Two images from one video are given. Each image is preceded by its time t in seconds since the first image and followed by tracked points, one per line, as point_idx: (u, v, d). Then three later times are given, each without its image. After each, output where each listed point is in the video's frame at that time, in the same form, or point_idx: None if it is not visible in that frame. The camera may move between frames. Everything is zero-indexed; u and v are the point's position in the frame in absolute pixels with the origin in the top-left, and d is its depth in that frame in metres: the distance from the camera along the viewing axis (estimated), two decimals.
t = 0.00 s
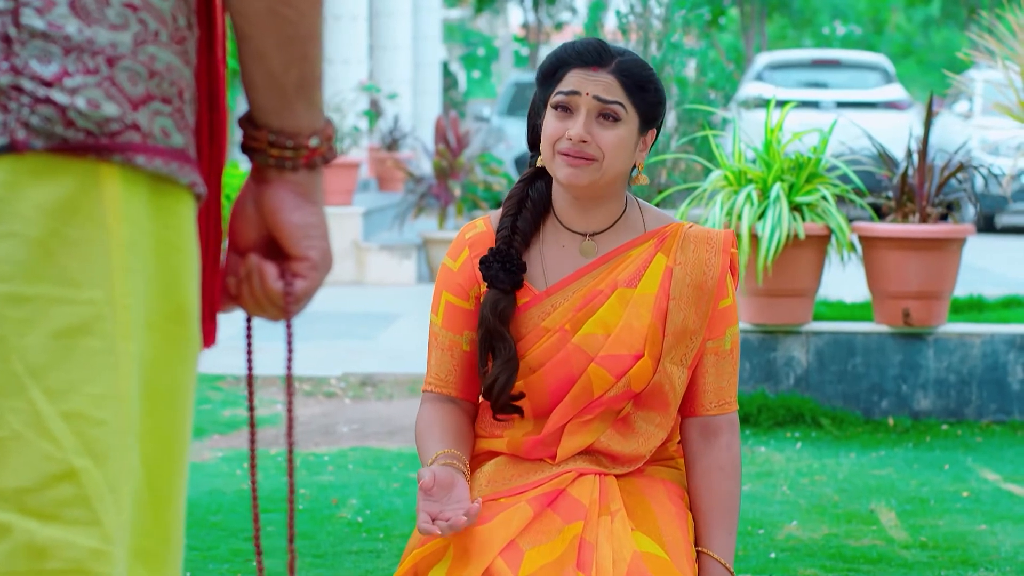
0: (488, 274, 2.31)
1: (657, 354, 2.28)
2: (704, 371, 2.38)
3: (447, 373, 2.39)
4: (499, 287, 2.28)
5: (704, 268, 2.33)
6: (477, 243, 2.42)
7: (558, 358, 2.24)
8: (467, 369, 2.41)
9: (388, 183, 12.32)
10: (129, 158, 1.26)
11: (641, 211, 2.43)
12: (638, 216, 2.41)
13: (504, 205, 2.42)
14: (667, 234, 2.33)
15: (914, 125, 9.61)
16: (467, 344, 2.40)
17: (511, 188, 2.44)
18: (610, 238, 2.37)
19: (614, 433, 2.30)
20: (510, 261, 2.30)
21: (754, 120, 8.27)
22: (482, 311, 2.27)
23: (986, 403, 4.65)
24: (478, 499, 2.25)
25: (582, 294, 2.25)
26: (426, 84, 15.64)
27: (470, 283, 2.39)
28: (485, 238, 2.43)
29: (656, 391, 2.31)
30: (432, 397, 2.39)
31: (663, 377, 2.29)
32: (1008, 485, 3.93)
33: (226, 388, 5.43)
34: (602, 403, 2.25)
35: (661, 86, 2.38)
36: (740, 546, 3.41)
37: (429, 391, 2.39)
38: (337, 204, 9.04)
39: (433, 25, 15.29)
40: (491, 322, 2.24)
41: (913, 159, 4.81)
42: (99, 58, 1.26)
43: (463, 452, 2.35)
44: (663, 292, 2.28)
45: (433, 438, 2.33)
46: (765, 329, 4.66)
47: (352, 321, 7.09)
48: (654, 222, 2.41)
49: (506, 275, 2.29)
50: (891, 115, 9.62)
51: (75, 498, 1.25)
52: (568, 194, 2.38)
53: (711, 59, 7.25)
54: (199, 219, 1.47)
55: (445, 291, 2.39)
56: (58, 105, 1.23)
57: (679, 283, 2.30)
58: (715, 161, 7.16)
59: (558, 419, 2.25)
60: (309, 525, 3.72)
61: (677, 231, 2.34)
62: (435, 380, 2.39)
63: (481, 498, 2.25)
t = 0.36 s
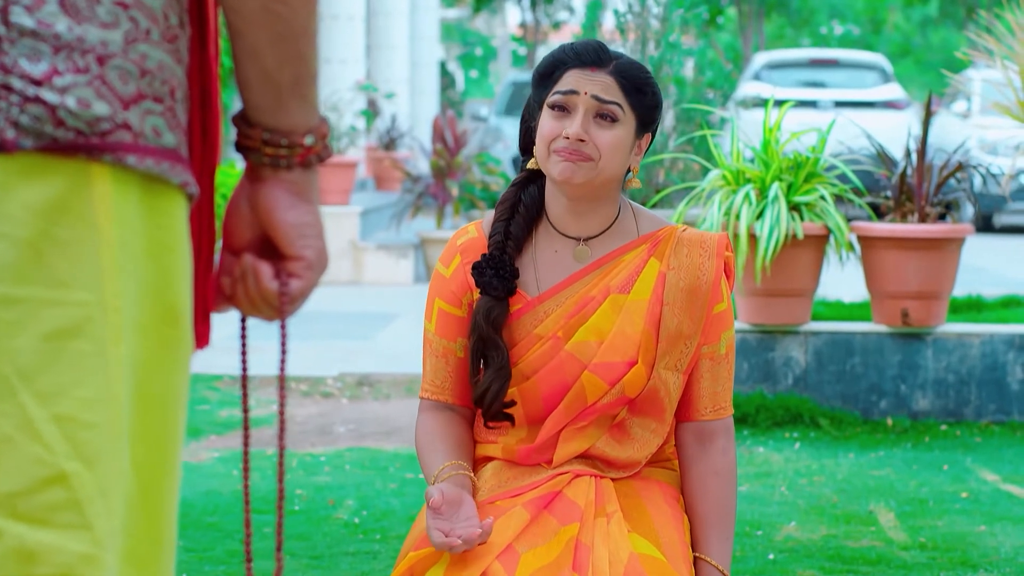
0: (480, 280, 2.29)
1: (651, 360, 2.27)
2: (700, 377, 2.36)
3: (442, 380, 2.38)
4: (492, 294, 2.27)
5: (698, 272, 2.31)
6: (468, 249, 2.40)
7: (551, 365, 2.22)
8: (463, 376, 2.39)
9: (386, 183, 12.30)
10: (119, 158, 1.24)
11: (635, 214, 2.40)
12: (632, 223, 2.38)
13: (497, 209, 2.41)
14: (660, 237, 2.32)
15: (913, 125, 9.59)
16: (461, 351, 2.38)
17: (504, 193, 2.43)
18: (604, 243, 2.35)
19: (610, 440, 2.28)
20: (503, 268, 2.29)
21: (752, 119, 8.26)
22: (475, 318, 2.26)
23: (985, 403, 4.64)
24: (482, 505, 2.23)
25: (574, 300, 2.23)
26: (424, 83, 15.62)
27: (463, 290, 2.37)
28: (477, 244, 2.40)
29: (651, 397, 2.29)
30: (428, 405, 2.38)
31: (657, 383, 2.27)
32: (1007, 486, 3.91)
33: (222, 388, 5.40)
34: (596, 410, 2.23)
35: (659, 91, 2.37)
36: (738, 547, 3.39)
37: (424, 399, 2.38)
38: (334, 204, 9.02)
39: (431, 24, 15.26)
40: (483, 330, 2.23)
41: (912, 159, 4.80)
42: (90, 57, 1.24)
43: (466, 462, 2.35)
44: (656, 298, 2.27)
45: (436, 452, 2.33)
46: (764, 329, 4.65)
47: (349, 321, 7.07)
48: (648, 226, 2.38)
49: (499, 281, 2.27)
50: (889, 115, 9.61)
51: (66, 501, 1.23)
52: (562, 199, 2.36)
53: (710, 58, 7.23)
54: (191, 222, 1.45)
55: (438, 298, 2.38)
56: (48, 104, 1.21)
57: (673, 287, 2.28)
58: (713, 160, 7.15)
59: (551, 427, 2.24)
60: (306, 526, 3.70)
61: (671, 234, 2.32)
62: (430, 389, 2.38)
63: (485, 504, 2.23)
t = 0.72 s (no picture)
0: (474, 293, 2.28)
1: (649, 374, 2.26)
2: (698, 386, 2.35)
3: (436, 392, 2.37)
4: (485, 307, 2.25)
5: (694, 282, 2.29)
6: (463, 261, 2.39)
7: (549, 382, 2.21)
8: (457, 389, 2.38)
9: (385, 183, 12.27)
10: (112, 158, 1.23)
11: (630, 222, 2.37)
12: (627, 230, 2.36)
13: (491, 217, 2.40)
14: (656, 248, 2.30)
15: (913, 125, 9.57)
16: (456, 363, 2.37)
17: (498, 201, 2.42)
18: (600, 252, 2.33)
19: (610, 445, 2.27)
20: (496, 280, 2.28)
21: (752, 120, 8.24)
22: (469, 332, 2.25)
23: (986, 404, 4.62)
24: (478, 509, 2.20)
25: (571, 314, 2.21)
26: (424, 83, 15.60)
27: (457, 302, 2.36)
28: (472, 256, 2.39)
29: (651, 407, 2.28)
30: (423, 417, 2.37)
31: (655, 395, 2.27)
32: (1008, 487, 3.90)
33: (221, 389, 5.38)
34: (595, 422, 2.23)
35: (653, 95, 2.35)
36: (738, 549, 3.38)
37: (419, 411, 2.37)
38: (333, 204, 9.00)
39: (431, 25, 15.23)
40: (478, 343, 2.23)
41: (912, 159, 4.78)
42: (82, 56, 1.22)
43: (461, 469, 2.34)
44: (653, 311, 2.25)
45: (429, 460, 2.31)
46: (764, 330, 4.64)
47: (349, 321, 7.05)
48: (643, 235, 2.35)
49: (492, 294, 2.26)
50: (889, 115, 9.60)
51: (58, 506, 1.21)
52: (556, 207, 2.34)
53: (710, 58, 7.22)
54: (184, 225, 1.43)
55: (432, 310, 2.37)
56: (40, 103, 1.19)
57: (669, 299, 2.27)
58: (713, 160, 7.14)
59: (553, 441, 2.24)
60: (305, 527, 3.68)
61: (667, 244, 2.30)
62: (424, 400, 2.37)
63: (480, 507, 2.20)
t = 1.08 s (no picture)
0: (474, 295, 2.26)
1: (650, 375, 2.24)
2: (697, 387, 2.34)
3: (437, 396, 2.35)
4: (486, 311, 2.23)
5: (693, 282, 2.28)
6: (463, 263, 2.37)
7: (549, 382, 2.20)
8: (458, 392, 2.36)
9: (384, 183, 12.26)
10: (106, 158, 1.21)
11: (630, 224, 2.37)
12: (627, 230, 2.35)
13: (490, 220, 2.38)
14: (656, 249, 2.28)
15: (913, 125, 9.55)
16: (457, 365, 2.35)
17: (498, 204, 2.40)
18: (601, 255, 2.32)
19: (610, 444, 2.26)
20: (496, 283, 2.26)
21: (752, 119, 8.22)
22: (469, 336, 2.23)
23: (986, 404, 4.61)
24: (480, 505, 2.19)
25: (571, 315, 2.20)
26: (423, 83, 15.60)
27: (458, 305, 2.34)
28: (472, 258, 2.38)
29: (652, 408, 2.27)
30: (423, 421, 2.35)
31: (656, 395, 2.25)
32: (1010, 488, 3.88)
33: (220, 390, 5.37)
34: (595, 421, 2.22)
35: (657, 104, 2.34)
36: (739, 550, 3.36)
37: (418, 415, 2.35)
38: (332, 205, 8.98)
39: (430, 25, 15.21)
40: (478, 348, 2.21)
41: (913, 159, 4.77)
42: (75, 55, 1.21)
43: (460, 472, 2.33)
44: (653, 311, 2.23)
45: (428, 464, 2.30)
46: (764, 331, 4.62)
47: (348, 322, 7.04)
48: (643, 236, 2.35)
49: (493, 298, 2.24)
50: (889, 115, 9.58)
51: (51, 511, 1.20)
52: (557, 209, 2.33)
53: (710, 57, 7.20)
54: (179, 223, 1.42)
55: (433, 313, 2.35)
56: (33, 103, 1.18)
57: (668, 300, 2.25)
58: (713, 160, 7.12)
59: (555, 440, 2.22)
60: (304, 529, 3.67)
61: (666, 245, 2.28)
62: (424, 404, 2.35)
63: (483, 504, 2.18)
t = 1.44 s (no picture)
0: (478, 291, 2.25)
1: (653, 372, 2.23)
2: (700, 387, 2.32)
3: (440, 395, 2.33)
4: (489, 305, 2.22)
5: (697, 281, 2.26)
6: (467, 261, 2.36)
7: (550, 379, 2.18)
8: (461, 391, 2.35)
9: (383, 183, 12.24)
10: (99, 159, 1.20)
11: (634, 223, 2.36)
12: (632, 229, 2.35)
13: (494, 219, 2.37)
14: (660, 248, 2.26)
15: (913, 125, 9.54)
16: (461, 363, 2.34)
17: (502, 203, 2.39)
18: (604, 253, 2.31)
19: (612, 441, 2.25)
20: (500, 278, 2.24)
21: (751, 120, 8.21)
22: (472, 330, 2.21)
23: (988, 405, 4.59)
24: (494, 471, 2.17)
25: (573, 313, 2.18)
26: (422, 83, 15.59)
27: (462, 302, 2.33)
28: (475, 256, 2.36)
29: (654, 407, 2.26)
30: (426, 420, 2.34)
31: (660, 394, 2.24)
32: (1011, 490, 3.87)
33: (218, 391, 5.35)
34: (597, 419, 2.20)
35: (662, 102, 2.32)
36: (739, 552, 3.35)
37: (420, 413, 2.34)
38: (331, 205, 8.97)
39: (429, 25, 15.20)
40: (481, 341, 2.19)
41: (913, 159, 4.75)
42: (68, 54, 1.19)
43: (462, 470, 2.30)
44: (656, 309, 2.22)
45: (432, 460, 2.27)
46: (765, 332, 4.61)
47: (346, 323, 7.02)
48: (648, 236, 2.34)
49: (496, 292, 2.23)
50: (889, 115, 9.56)
51: (44, 515, 1.18)
52: (560, 209, 2.31)
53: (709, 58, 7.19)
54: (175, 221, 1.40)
55: (435, 310, 2.33)
56: (25, 103, 1.16)
57: (672, 298, 2.24)
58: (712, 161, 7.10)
59: (557, 436, 2.20)
60: (302, 531, 3.66)
61: (671, 244, 2.27)
62: (426, 403, 2.34)
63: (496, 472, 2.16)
